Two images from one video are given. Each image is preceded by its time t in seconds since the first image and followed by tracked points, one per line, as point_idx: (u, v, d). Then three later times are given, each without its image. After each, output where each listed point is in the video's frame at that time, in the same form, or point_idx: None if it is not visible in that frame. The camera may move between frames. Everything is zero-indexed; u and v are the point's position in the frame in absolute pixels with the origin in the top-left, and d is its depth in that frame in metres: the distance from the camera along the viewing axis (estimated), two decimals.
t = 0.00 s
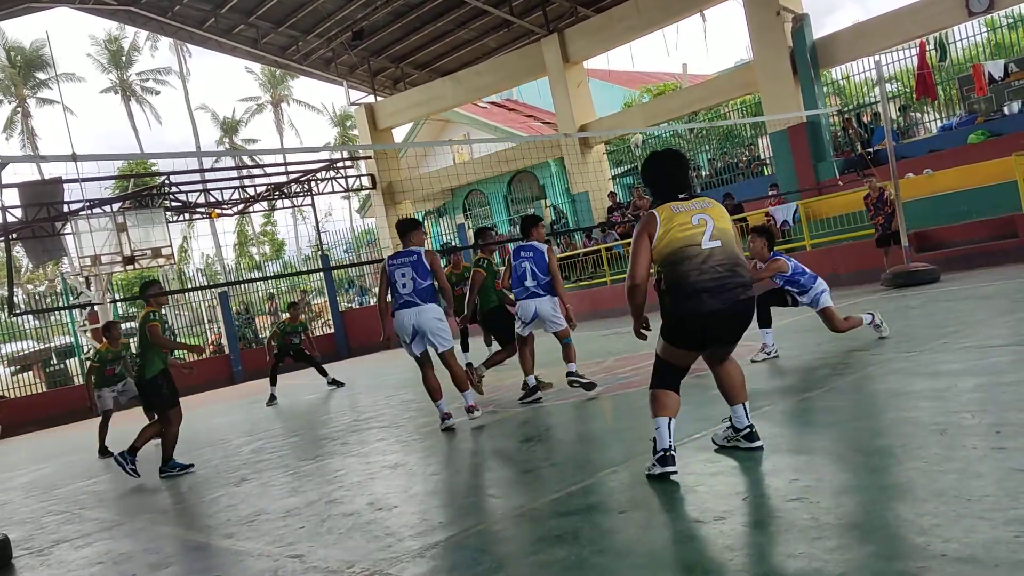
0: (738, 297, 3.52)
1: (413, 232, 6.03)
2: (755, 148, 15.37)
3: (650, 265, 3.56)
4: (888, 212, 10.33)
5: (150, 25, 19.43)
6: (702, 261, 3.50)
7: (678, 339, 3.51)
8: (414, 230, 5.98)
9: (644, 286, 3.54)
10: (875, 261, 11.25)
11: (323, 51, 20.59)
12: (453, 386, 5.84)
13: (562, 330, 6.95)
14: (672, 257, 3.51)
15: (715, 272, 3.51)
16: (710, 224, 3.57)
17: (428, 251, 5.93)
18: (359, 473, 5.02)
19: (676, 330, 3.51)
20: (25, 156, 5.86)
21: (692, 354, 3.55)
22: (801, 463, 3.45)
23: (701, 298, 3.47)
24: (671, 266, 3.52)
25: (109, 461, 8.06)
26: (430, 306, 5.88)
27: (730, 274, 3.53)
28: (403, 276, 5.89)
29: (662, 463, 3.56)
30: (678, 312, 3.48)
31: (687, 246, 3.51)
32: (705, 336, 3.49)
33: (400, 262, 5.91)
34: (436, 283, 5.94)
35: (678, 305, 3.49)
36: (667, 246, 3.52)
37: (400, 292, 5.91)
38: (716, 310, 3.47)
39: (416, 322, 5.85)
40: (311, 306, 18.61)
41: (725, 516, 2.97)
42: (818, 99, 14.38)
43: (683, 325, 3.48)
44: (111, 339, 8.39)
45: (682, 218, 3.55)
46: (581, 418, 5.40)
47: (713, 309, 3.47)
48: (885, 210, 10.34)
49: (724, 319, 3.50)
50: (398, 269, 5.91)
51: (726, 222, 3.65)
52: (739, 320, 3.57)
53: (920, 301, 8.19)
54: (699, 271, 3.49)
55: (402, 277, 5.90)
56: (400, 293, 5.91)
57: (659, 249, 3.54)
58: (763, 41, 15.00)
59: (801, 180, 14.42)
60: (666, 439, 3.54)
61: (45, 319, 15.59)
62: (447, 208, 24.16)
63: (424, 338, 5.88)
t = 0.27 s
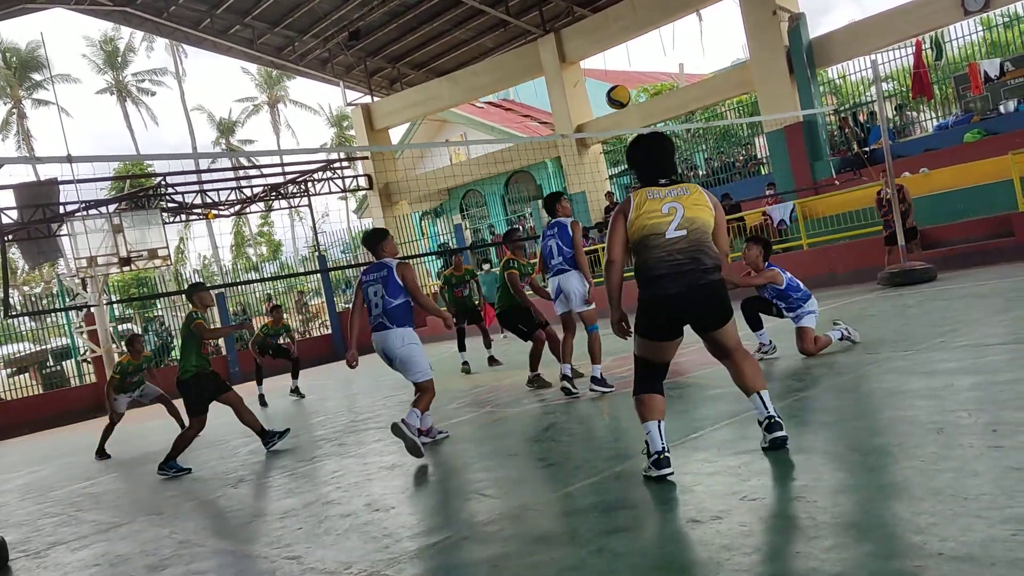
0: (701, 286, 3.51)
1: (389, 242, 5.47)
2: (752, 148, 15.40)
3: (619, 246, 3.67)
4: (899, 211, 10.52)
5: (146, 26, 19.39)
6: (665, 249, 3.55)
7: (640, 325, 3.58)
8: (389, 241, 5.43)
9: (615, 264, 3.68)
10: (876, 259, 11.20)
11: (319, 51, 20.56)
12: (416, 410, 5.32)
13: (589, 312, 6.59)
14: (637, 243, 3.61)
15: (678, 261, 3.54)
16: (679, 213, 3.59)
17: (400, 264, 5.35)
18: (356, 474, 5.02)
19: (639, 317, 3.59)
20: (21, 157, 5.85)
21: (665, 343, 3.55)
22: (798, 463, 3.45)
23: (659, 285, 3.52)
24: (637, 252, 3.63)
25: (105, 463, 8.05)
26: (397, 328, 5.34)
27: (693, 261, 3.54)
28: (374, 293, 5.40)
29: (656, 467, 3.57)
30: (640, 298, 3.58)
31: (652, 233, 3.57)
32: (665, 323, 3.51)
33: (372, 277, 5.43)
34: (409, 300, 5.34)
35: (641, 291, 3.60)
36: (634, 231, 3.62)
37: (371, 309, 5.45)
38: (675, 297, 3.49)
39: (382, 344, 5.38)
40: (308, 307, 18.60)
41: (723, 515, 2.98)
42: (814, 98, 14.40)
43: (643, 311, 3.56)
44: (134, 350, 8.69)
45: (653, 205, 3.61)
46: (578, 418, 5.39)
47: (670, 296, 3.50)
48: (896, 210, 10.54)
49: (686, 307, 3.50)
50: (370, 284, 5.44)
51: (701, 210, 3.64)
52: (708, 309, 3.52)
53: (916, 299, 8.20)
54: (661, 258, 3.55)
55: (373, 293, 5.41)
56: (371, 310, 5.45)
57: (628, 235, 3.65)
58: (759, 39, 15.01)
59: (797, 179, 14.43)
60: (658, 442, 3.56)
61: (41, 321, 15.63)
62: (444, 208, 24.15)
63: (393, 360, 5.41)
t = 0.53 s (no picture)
0: (700, 290, 3.52)
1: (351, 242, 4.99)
2: (750, 148, 15.42)
3: (612, 256, 3.64)
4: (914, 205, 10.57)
5: (142, 27, 19.35)
6: (661, 257, 3.54)
7: (640, 333, 3.56)
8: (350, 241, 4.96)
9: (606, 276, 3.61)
10: (877, 259, 11.14)
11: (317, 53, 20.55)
12: (347, 427, 4.83)
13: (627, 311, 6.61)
14: (632, 252, 3.59)
15: (673, 267, 3.54)
16: (670, 221, 3.60)
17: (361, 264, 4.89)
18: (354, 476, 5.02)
19: (638, 326, 3.59)
20: (18, 159, 5.85)
21: (662, 348, 3.56)
22: (795, 464, 3.45)
23: (658, 293, 3.51)
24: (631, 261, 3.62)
25: (103, 465, 8.03)
26: (352, 334, 4.81)
27: (690, 267, 3.55)
28: (329, 295, 4.90)
29: (647, 470, 3.56)
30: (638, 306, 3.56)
31: (645, 241, 3.57)
32: (665, 328, 3.52)
33: (327, 277, 4.92)
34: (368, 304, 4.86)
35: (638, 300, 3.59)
36: (626, 241, 3.61)
37: (323, 313, 4.93)
38: (675, 303, 3.49)
39: (332, 350, 4.84)
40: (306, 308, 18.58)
41: (720, 516, 2.98)
42: (811, 99, 14.37)
43: (644, 319, 3.54)
44: (149, 355, 8.70)
45: (642, 214, 3.61)
46: (576, 419, 5.40)
47: (670, 302, 3.50)
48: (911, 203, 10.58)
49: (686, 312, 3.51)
50: (325, 285, 4.92)
51: (690, 218, 3.67)
52: (706, 313, 3.55)
53: (914, 299, 8.21)
54: (657, 266, 3.54)
55: (327, 295, 4.91)
56: (323, 314, 4.93)
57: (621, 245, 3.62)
58: (756, 40, 15.03)
59: (795, 179, 14.42)
60: (650, 446, 3.55)
61: (38, 323, 15.61)
62: (441, 209, 24.16)
63: (345, 370, 4.86)
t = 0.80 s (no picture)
0: (726, 269, 3.56)
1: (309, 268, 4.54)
2: (748, 150, 15.43)
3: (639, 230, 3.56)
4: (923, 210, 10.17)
5: (141, 30, 19.35)
6: (688, 235, 3.54)
7: (669, 311, 3.53)
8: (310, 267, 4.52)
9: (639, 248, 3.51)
10: (876, 261, 11.16)
11: (315, 55, 20.56)
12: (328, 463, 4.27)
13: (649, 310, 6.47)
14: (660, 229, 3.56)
15: (700, 246, 3.55)
16: (695, 199, 3.59)
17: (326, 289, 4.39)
18: (353, 478, 5.01)
19: (666, 302, 3.55)
20: (17, 163, 5.85)
21: (687, 327, 3.55)
22: (794, 464, 3.46)
23: (687, 271, 3.51)
24: (657, 239, 3.58)
25: (102, 468, 8.04)
26: (320, 363, 4.32)
27: (715, 246, 3.58)
28: (289, 325, 4.36)
29: (663, 464, 3.58)
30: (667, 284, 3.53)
31: (673, 219, 3.54)
32: (693, 307, 3.52)
33: (287, 305, 4.38)
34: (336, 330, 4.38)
35: (666, 276, 3.54)
36: (653, 217, 3.55)
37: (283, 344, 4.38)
38: (704, 281, 3.51)
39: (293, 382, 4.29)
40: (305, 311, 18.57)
41: (720, 517, 2.98)
42: (808, 100, 14.42)
43: (674, 297, 3.51)
44: (147, 357, 8.78)
45: (669, 191, 3.57)
46: (577, 421, 5.40)
47: (699, 280, 3.50)
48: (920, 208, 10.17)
49: (712, 292, 3.53)
50: (284, 314, 4.37)
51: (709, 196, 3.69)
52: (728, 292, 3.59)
53: (912, 300, 8.23)
54: (685, 244, 3.53)
55: (287, 325, 4.36)
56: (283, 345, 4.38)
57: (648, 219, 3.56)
58: (753, 41, 15.05)
59: (792, 178, 14.45)
60: (667, 438, 3.56)
61: (36, 326, 15.60)
62: (440, 211, 24.18)
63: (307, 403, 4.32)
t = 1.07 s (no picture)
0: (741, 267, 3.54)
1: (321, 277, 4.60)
2: (746, 152, 15.43)
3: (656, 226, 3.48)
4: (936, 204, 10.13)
5: (139, 33, 19.37)
6: (707, 234, 3.49)
7: (692, 307, 3.46)
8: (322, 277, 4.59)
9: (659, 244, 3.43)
10: (875, 262, 11.17)
11: (313, 58, 20.58)
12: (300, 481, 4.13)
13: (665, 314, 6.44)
14: (679, 225, 3.48)
15: (719, 243, 3.50)
16: (712, 196, 3.55)
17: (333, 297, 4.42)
18: (352, 481, 5.00)
19: (686, 299, 3.47)
20: (15, 166, 5.86)
21: (715, 320, 3.49)
22: (795, 466, 3.46)
23: (708, 268, 3.46)
24: (675, 235, 3.51)
25: (101, 471, 8.03)
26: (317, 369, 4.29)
27: (731, 245, 3.54)
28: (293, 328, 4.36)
29: (764, 452, 3.43)
30: (686, 281, 3.46)
31: (693, 216, 3.48)
32: (715, 303, 3.47)
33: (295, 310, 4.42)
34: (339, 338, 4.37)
35: (685, 273, 3.47)
36: (673, 213, 3.48)
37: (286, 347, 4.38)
38: (724, 279, 3.47)
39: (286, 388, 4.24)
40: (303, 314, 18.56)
41: (720, 519, 2.98)
42: (807, 102, 14.49)
43: (695, 294, 3.44)
44: (142, 362, 8.71)
45: (690, 186, 3.51)
46: (577, 423, 5.40)
47: (720, 277, 3.46)
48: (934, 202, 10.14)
49: (732, 290, 3.50)
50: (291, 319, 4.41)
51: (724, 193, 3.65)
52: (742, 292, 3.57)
53: (911, 301, 8.24)
54: (705, 241, 3.48)
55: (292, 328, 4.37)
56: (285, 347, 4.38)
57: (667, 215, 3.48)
58: (751, 43, 15.06)
59: (791, 181, 14.45)
60: (759, 428, 3.44)
61: (34, 329, 15.62)
62: (439, 214, 24.19)
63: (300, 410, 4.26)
